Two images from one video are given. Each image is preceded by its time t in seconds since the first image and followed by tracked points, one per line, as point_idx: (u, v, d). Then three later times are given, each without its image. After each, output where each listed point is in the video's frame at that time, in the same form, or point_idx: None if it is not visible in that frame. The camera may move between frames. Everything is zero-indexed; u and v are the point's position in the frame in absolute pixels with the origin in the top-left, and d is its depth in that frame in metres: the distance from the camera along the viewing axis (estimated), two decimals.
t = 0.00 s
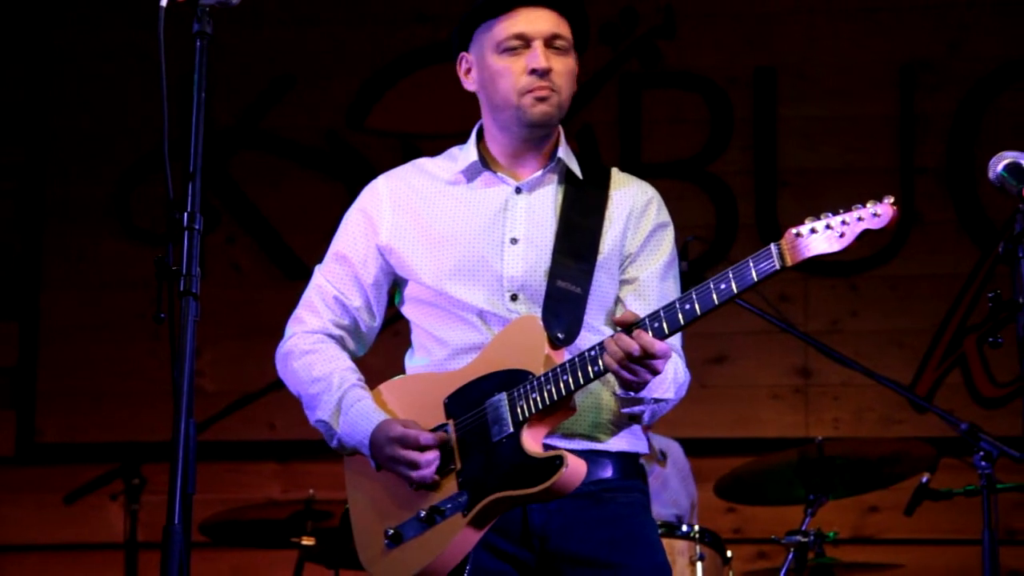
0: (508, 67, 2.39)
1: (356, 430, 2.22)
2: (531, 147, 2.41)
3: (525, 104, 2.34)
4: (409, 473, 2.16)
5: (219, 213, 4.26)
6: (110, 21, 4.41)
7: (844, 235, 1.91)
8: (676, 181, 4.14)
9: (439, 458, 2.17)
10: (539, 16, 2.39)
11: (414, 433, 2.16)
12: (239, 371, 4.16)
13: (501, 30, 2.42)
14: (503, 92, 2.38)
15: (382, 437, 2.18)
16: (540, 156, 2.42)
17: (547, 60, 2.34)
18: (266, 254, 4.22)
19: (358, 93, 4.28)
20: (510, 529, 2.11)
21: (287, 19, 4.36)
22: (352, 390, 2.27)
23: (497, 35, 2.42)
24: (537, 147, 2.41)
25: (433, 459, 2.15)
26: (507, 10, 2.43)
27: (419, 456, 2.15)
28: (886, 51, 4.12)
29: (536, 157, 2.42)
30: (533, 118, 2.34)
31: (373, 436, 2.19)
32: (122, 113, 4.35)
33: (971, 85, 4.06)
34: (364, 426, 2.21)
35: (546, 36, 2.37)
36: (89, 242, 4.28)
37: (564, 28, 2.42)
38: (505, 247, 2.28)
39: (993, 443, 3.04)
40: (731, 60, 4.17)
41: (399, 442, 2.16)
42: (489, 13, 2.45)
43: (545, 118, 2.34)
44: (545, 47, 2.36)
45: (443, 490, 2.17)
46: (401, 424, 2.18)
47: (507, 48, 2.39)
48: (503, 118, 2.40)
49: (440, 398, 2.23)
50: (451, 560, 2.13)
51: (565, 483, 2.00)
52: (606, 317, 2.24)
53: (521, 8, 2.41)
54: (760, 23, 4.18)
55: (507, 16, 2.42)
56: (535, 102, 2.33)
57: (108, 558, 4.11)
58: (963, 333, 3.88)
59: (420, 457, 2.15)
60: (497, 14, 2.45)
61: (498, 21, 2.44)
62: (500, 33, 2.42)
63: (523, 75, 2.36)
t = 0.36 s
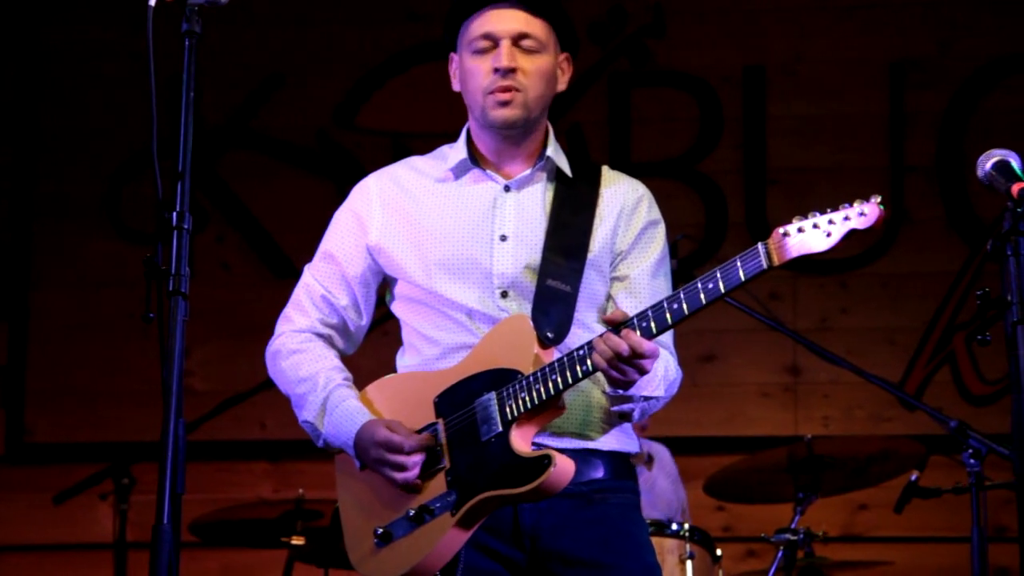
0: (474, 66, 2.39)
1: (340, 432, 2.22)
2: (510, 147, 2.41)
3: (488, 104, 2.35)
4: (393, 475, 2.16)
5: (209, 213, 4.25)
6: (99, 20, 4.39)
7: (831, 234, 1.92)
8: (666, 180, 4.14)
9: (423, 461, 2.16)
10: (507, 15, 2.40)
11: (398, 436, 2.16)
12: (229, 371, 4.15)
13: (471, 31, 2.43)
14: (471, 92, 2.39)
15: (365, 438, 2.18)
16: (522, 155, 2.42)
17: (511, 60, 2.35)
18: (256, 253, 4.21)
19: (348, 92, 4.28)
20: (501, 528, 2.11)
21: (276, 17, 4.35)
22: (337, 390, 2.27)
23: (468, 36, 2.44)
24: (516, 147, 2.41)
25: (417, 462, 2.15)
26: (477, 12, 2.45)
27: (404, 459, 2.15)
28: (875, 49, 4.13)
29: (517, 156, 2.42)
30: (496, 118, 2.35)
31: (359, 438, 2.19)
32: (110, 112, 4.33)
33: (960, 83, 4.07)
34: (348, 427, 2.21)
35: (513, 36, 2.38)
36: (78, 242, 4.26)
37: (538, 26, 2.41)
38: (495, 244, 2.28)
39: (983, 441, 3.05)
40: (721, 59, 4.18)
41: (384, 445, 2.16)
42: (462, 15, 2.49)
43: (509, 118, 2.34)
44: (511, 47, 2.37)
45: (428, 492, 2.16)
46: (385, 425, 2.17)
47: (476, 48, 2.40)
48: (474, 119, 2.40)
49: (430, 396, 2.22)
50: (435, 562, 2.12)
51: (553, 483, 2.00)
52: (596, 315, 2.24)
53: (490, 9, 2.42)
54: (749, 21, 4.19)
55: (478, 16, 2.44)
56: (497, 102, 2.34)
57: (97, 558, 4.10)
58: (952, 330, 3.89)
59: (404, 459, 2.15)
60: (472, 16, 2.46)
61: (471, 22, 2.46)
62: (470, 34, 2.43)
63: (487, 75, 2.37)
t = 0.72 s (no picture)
0: (458, 65, 2.38)
1: (334, 430, 2.21)
2: (495, 146, 2.41)
3: (472, 104, 2.35)
4: (381, 480, 2.14)
5: (190, 213, 4.23)
6: (79, 19, 4.36)
7: (810, 220, 1.88)
8: (648, 180, 4.15)
9: (412, 467, 2.14)
10: (489, 15, 2.39)
11: (387, 442, 2.14)
12: (211, 372, 4.13)
13: (454, 30, 2.42)
14: (454, 92, 2.38)
15: (357, 441, 2.16)
16: (506, 154, 2.42)
17: (493, 59, 2.34)
18: (238, 253, 4.19)
19: (330, 91, 4.26)
20: (484, 528, 2.10)
21: (257, 17, 4.33)
22: (331, 391, 2.25)
23: (450, 35, 2.43)
24: (500, 145, 2.41)
25: (404, 469, 2.13)
26: (459, 11, 2.44)
27: (390, 467, 2.12)
28: (856, 51, 4.15)
29: (500, 155, 2.42)
30: (480, 117, 2.34)
31: (351, 440, 2.17)
32: (91, 112, 4.30)
33: (940, 84, 4.10)
34: (343, 426, 2.20)
35: (496, 35, 2.37)
36: (59, 243, 4.23)
37: (521, 25, 2.40)
38: (477, 243, 2.27)
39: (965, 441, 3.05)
40: (703, 59, 4.19)
41: (373, 451, 2.14)
42: (442, 15, 2.48)
43: (494, 117, 2.34)
44: (494, 46, 2.36)
45: (422, 489, 2.16)
46: (377, 429, 2.16)
47: (459, 47, 2.39)
48: (458, 118, 2.40)
49: (418, 398, 2.21)
50: (427, 559, 2.10)
51: (541, 478, 1.99)
52: (579, 312, 2.24)
53: (473, 8, 2.41)
54: (731, 22, 4.20)
55: (461, 16, 2.43)
56: (481, 102, 2.34)
57: (78, 560, 4.06)
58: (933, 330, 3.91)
59: (391, 468, 2.12)
60: (454, 15, 2.45)
61: (454, 21, 2.45)
62: (452, 33, 2.42)
63: (470, 74, 2.36)
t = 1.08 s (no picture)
0: (474, 62, 2.39)
1: (345, 427, 2.21)
2: (505, 145, 2.41)
3: (489, 101, 2.36)
4: (386, 476, 2.14)
5: (198, 214, 4.24)
6: (88, 21, 4.37)
7: (812, 228, 1.86)
8: (656, 181, 4.14)
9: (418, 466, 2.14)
10: (504, 11, 2.39)
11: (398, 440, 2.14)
12: (218, 372, 4.14)
13: (467, 26, 2.43)
14: (470, 89, 2.39)
15: (369, 435, 2.16)
16: (515, 151, 2.41)
17: (511, 56, 2.35)
18: (246, 255, 4.20)
19: (338, 92, 4.27)
20: (489, 529, 2.10)
21: (266, 19, 4.34)
22: (341, 388, 2.26)
23: (464, 31, 2.43)
24: (511, 144, 2.41)
25: (411, 468, 2.13)
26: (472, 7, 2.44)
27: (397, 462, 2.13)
28: (864, 51, 4.14)
29: (508, 154, 2.42)
30: (497, 115, 2.35)
31: (361, 435, 2.18)
32: (100, 114, 4.32)
33: (948, 85, 4.09)
34: (354, 423, 2.20)
35: (512, 32, 2.38)
36: (67, 245, 4.24)
37: (533, 20, 2.41)
38: (482, 243, 2.27)
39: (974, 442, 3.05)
40: (710, 60, 4.18)
41: (382, 446, 2.14)
42: (453, 13, 2.47)
43: (510, 115, 2.35)
44: (511, 42, 2.37)
45: (425, 492, 2.16)
46: (390, 425, 2.16)
47: (474, 44, 2.40)
48: (472, 116, 2.40)
49: (422, 397, 2.22)
50: (430, 563, 2.10)
51: (543, 482, 1.99)
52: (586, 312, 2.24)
53: (486, 5, 2.42)
54: (738, 23, 4.20)
55: (474, 12, 2.43)
56: (499, 99, 2.35)
57: (87, 560, 4.07)
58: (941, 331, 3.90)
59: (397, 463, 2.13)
60: (464, 12, 2.45)
61: (466, 17, 2.45)
62: (466, 29, 2.42)
63: (488, 71, 2.37)
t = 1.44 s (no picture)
0: (482, 62, 2.38)
1: (339, 432, 2.22)
2: (511, 146, 2.41)
3: (496, 101, 2.34)
4: (391, 474, 2.15)
5: (204, 214, 4.24)
6: (95, 22, 4.38)
7: (823, 245, 1.86)
8: (661, 182, 4.14)
9: (421, 463, 2.16)
10: (514, 12, 2.38)
11: (400, 436, 2.14)
12: (223, 372, 4.15)
13: (476, 26, 2.42)
14: (477, 88, 2.37)
15: (369, 439, 2.16)
16: (521, 154, 2.42)
17: (520, 56, 2.34)
18: (251, 255, 4.21)
19: (344, 93, 4.27)
20: (494, 533, 2.11)
21: (272, 20, 4.35)
22: (336, 391, 2.26)
23: (473, 31, 2.42)
24: (516, 145, 2.41)
25: (416, 463, 2.15)
26: (481, 7, 2.43)
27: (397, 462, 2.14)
28: (870, 52, 4.13)
29: (515, 155, 2.42)
30: (504, 115, 2.34)
31: (359, 437, 2.18)
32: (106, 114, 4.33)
33: (955, 86, 4.08)
34: (348, 428, 2.20)
35: (522, 33, 2.37)
36: (73, 245, 4.25)
37: (542, 23, 2.41)
38: (488, 245, 2.27)
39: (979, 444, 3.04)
40: (716, 61, 4.18)
41: (386, 444, 2.15)
42: (463, 12, 2.46)
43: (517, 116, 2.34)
44: (520, 42, 2.36)
45: (427, 492, 2.16)
46: (387, 425, 2.16)
47: (483, 43, 2.39)
48: (478, 115, 2.39)
49: (423, 400, 2.22)
50: (432, 564, 2.10)
51: (547, 488, 1.98)
52: (592, 316, 2.24)
53: (496, 5, 2.41)
54: (745, 24, 4.19)
55: (484, 12, 2.42)
56: (506, 98, 2.34)
57: (93, 560, 4.08)
58: (948, 333, 3.89)
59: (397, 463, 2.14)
60: (474, 11, 2.45)
61: (475, 16, 2.44)
62: (476, 29, 2.42)
63: (496, 70, 2.36)
